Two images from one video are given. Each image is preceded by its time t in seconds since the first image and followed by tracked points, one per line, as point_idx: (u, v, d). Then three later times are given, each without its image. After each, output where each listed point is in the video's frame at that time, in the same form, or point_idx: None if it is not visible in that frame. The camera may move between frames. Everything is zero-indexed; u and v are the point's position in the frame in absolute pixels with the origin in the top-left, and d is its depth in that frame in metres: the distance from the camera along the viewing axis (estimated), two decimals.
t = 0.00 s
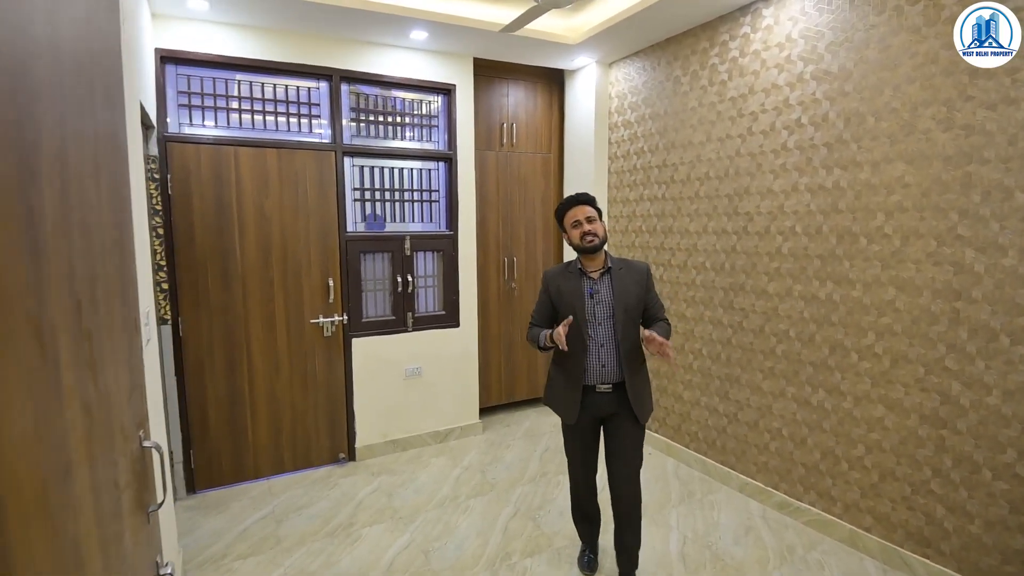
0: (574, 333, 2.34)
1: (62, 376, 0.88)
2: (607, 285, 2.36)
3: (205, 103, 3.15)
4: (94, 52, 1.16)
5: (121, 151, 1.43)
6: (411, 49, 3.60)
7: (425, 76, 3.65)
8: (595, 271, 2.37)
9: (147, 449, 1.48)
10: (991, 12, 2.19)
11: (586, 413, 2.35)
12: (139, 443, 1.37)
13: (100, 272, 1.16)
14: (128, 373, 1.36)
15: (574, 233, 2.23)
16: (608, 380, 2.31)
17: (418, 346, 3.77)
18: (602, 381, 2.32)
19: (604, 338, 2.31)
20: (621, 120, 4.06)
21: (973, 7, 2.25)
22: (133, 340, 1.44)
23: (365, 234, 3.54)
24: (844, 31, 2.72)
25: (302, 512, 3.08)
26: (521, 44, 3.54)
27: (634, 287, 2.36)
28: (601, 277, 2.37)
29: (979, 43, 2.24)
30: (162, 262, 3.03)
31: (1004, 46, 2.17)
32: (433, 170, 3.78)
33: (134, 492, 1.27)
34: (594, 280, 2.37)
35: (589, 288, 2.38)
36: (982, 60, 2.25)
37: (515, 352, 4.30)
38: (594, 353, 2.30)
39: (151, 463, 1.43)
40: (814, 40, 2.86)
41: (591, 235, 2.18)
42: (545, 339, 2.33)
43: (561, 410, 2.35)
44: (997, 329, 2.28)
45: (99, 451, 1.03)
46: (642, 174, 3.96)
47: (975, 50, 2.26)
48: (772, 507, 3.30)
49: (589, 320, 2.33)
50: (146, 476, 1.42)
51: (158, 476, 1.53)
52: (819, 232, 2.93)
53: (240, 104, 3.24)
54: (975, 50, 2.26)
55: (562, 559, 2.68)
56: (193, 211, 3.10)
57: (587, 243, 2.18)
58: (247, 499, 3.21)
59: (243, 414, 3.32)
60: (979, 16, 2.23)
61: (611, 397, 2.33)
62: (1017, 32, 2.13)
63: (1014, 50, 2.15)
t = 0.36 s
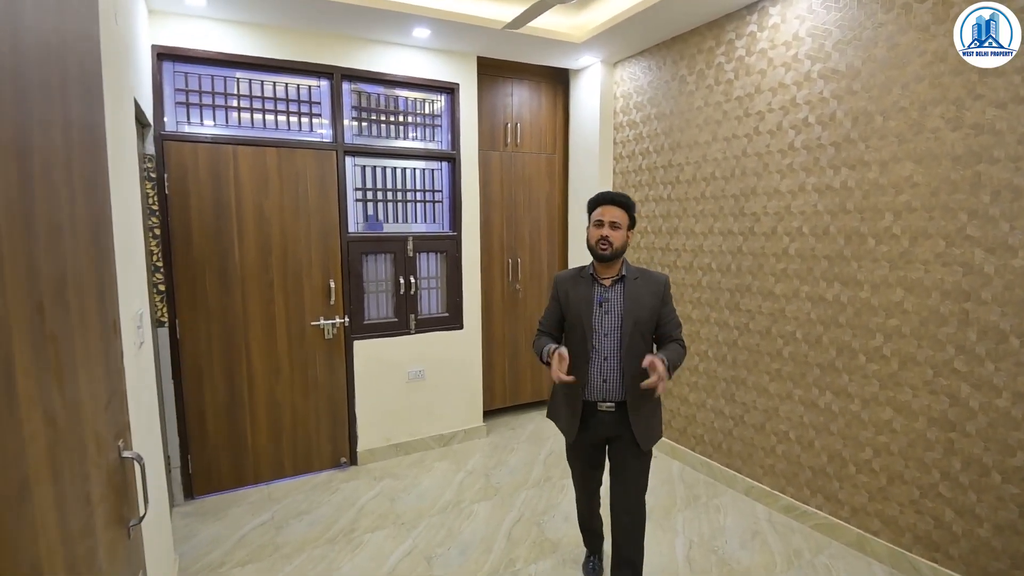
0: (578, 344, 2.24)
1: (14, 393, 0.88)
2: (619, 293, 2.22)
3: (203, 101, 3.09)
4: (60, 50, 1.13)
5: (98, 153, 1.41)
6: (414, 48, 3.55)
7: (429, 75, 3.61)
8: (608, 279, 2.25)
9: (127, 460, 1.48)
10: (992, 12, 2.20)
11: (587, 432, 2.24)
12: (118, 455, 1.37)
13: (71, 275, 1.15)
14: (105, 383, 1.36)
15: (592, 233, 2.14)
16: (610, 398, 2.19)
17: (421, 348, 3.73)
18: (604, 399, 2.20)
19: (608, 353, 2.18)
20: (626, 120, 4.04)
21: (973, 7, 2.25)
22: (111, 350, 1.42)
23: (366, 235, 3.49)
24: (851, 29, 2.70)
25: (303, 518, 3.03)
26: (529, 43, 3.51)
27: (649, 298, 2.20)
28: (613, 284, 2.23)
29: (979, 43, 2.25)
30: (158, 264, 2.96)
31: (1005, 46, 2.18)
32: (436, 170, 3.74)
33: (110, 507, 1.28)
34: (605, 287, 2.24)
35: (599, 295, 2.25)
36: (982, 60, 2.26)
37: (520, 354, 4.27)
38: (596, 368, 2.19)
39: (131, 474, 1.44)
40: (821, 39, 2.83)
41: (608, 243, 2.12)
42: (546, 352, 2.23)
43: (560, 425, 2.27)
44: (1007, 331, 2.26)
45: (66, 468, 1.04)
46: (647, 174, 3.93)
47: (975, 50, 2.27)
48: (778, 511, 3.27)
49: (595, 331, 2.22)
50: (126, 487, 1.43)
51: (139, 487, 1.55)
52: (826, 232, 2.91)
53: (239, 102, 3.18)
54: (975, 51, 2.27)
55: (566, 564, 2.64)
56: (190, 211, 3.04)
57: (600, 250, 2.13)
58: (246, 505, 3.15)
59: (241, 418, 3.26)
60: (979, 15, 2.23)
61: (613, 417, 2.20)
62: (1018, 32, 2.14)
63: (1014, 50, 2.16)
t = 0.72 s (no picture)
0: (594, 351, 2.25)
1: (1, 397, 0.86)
2: (637, 299, 2.25)
3: (204, 100, 3.05)
4: (52, 51, 1.13)
5: (89, 153, 1.39)
6: (418, 49, 3.55)
7: (434, 77, 3.62)
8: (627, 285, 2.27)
9: (123, 470, 1.45)
10: (991, 12, 2.24)
11: (597, 442, 2.27)
12: (112, 464, 1.35)
13: (60, 277, 1.12)
14: (98, 389, 1.33)
15: (621, 236, 2.17)
16: (619, 410, 2.21)
17: (428, 350, 3.74)
18: (614, 410, 2.23)
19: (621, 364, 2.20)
20: (631, 123, 4.09)
21: (973, 7, 2.30)
22: (107, 358, 1.39)
23: (371, 237, 3.47)
24: (848, 36, 2.77)
25: (306, 523, 3.00)
26: (532, 45, 3.52)
27: (668, 308, 2.21)
28: (632, 290, 2.26)
29: (980, 42, 2.29)
30: (158, 267, 2.91)
31: (1004, 46, 2.22)
32: (442, 171, 3.76)
33: (103, 517, 1.25)
34: (625, 292, 2.27)
35: (618, 301, 2.28)
36: (982, 60, 2.30)
37: (526, 355, 4.33)
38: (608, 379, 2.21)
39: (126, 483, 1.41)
40: (819, 45, 2.90)
41: (630, 251, 2.14)
42: (583, 349, 2.12)
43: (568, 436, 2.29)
44: (997, 330, 2.33)
45: (54, 477, 1.02)
46: (651, 177, 3.98)
47: (975, 50, 2.31)
48: (779, 507, 3.34)
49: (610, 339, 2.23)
50: (121, 496, 1.40)
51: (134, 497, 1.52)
52: (824, 235, 2.98)
53: (241, 102, 3.14)
54: (975, 51, 2.31)
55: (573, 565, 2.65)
56: (190, 212, 2.99)
57: (621, 257, 2.16)
58: (250, 510, 3.11)
59: (244, 422, 3.22)
60: (979, 16, 2.28)
61: (623, 429, 2.23)
62: (1017, 32, 2.18)
63: (1014, 50, 2.19)
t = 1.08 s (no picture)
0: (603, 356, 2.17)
1: None
2: (648, 300, 2.22)
3: (190, 94, 2.92)
4: (15, 24, 1.01)
5: (63, 141, 1.28)
6: (416, 46, 3.50)
7: (433, 75, 3.57)
8: (637, 284, 2.24)
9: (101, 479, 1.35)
10: (991, 12, 2.26)
11: (604, 449, 2.24)
12: (86, 472, 1.25)
13: (25, 273, 1.02)
14: (71, 395, 1.22)
15: (633, 232, 2.08)
16: (629, 417, 2.18)
17: (427, 352, 3.68)
18: (623, 417, 2.19)
19: (633, 371, 2.15)
20: (630, 124, 4.13)
21: (974, 7, 2.31)
22: (81, 360, 1.31)
23: (367, 237, 3.40)
24: (840, 41, 2.83)
25: (301, 532, 2.89)
26: (527, 43, 3.50)
27: (677, 309, 2.18)
28: (643, 291, 2.23)
29: (980, 43, 2.31)
30: (139, 269, 2.77)
31: (1004, 46, 2.24)
32: (440, 171, 3.72)
33: (76, 529, 1.16)
34: (635, 293, 2.24)
35: (628, 303, 2.24)
36: (981, 60, 2.32)
37: (526, 355, 4.33)
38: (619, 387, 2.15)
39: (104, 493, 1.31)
40: (813, 49, 2.96)
41: (648, 244, 2.08)
42: (589, 348, 2.07)
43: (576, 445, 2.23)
44: (981, 325, 2.40)
45: (13, 486, 0.93)
46: (649, 178, 4.02)
47: (975, 50, 2.33)
48: (776, 501, 3.39)
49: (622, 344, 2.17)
50: (98, 507, 1.31)
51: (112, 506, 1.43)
52: (818, 234, 3.04)
53: (230, 97, 3.02)
54: (975, 51, 2.33)
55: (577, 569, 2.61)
56: (177, 211, 2.86)
57: (642, 252, 2.08)
58: (242, 520, 2.99)
59: (234, 429, 3.09)
60: (979, 16, 2.29)
61: (633, 435, 2.20)
62: (1017, 33, 2.21)
63: (1014, 50, 2.22)
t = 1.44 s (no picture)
0: (571, 359, 2.14)
1: None
2: (615, 301, 2.15)
3: (134, 86, 2.76)
4: None
5: None
6: (376, 42, 3.41)
7: (393, 72, 3.48)
8: (602, 281, 2.18)
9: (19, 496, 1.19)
10: (991, 12, 2.20)
11: (577, 455, 2.18)
12: None
13: None
14: None
15: (594, 228, 2.04)
16: (602, 422, 2.12)
17: (388, 356, 3.59)
18: (596, 422, 2.13)
19: (604, 374, 2.11)
20: (594, 125, 4.12)
21: (972, 7, 2.25)
22: None
23: (323, 237, 3.28)
24: (799, 46, 2.87)
25: (255, 546, 2.76)
26: (490, 42, 3.45)
27: (647, 307, 2.14)
28: (608, 291, 2.17)
29: (980, 43, 2.24)
30: (79, 270, 2.59)
31: (1005, 46, 2.18)
32: (401, 170, 3.64)
33: None
34: (600, 294, 2.17)
35: (592, 304, 2.17)
36: (982, 60, 2.24)
37: (491, 358, 4.27)
38: (589, 391, 2.10)
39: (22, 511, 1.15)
40: (773, 53, 3.00)
41: (611, 237, 2.03)
42: (531, 359, 2.13)
43: (549, 453, 2.16)
44: (935, 324, 2.45)
45: None
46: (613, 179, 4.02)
47: (976, 49, 2.25)
48: (740, 500, 3.41)
49: (587, 347, 2.13)
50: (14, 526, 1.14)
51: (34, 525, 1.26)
52: (777, 235, 3.08)
53: (176, 90, 2.87)
54: (975, 51, 2.25)
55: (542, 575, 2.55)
56: (119, 209, 2.70)
57: (606, 246, 2.03)
58: (191, 535, 2.84)
59: (182, 439, 2.92)
60: (979, 16, 2.23)
61: (606, 439, 2.15)
62: (1017, 33, 2.15)
63: (1015, 50, 2.16)
